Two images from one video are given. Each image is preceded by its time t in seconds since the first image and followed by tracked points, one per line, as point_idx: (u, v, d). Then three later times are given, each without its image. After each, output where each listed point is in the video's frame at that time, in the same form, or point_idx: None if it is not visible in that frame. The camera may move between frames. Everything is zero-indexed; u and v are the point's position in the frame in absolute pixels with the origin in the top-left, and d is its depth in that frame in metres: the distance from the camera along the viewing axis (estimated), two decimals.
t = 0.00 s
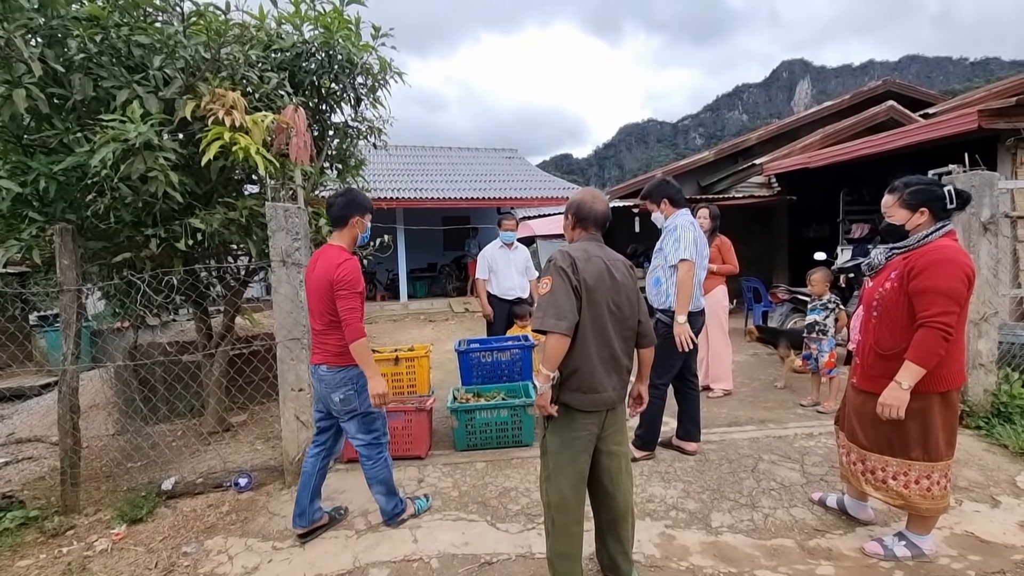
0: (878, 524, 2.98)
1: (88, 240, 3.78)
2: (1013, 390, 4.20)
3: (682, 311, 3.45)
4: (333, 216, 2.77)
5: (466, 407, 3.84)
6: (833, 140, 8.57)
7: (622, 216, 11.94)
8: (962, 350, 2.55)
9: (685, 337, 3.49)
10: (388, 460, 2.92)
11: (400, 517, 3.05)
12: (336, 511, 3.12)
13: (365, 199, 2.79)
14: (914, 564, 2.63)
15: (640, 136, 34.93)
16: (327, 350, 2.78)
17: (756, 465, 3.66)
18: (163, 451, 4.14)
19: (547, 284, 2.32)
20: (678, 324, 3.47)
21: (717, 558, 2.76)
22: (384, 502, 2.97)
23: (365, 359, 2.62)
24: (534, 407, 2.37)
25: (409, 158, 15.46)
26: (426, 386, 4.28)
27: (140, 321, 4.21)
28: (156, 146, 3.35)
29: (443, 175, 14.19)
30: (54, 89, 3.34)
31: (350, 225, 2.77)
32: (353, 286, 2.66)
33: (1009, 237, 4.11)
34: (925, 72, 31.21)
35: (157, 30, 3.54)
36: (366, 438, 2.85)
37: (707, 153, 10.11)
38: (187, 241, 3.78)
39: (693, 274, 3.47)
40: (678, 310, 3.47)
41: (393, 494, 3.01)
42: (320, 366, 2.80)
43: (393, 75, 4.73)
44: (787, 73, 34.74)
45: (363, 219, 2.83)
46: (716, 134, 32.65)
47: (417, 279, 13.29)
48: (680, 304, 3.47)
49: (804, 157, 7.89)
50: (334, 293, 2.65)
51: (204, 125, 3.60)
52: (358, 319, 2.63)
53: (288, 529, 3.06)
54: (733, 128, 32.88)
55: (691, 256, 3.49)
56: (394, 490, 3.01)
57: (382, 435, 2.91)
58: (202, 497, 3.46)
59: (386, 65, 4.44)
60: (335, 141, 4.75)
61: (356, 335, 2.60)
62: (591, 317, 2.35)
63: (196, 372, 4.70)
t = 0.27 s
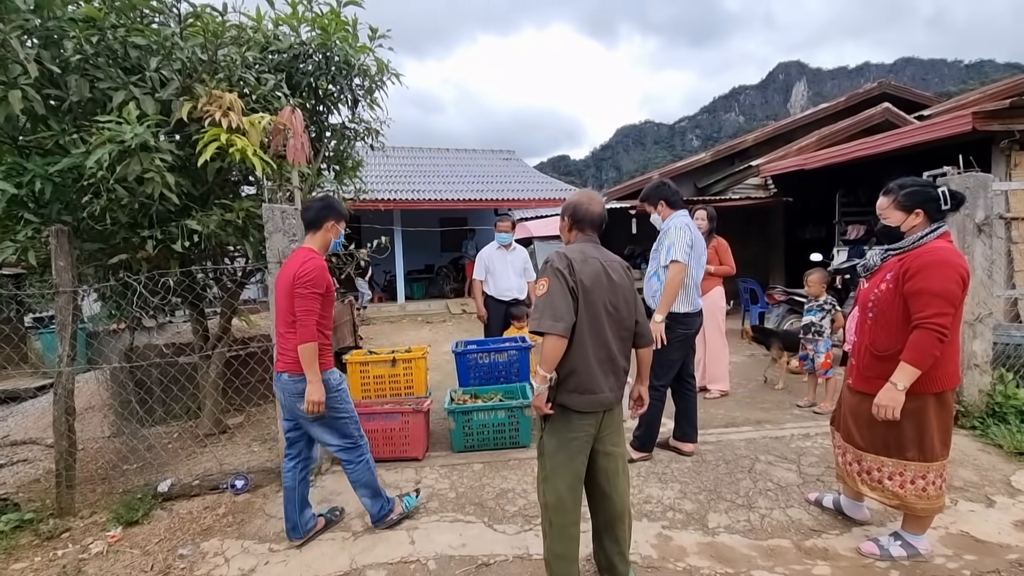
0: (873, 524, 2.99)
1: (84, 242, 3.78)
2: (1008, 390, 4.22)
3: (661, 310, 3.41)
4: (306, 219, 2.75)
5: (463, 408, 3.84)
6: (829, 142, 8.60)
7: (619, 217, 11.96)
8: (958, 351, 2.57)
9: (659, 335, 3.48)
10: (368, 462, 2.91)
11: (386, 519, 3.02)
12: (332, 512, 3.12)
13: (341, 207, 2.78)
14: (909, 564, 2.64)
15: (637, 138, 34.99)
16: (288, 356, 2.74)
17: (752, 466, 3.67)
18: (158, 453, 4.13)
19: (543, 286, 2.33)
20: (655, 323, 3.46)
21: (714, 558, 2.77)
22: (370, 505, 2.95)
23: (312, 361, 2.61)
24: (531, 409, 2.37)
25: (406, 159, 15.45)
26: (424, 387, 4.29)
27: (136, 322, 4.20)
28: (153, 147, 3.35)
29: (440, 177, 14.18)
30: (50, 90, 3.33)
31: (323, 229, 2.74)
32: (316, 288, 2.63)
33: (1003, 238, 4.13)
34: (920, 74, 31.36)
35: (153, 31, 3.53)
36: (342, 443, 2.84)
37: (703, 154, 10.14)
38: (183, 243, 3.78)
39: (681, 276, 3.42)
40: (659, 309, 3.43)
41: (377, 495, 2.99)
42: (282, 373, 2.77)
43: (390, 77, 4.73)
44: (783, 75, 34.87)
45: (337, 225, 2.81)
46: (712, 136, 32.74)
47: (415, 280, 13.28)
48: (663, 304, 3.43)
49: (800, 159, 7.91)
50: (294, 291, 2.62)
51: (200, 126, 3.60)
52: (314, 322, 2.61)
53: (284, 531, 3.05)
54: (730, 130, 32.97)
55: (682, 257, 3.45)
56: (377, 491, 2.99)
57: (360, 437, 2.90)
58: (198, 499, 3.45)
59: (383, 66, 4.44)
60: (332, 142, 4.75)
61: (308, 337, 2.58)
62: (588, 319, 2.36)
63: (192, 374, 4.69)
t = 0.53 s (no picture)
0: (866, 523, 3.01)
1: (76, 243, 3.76)
2: (999, 389, 4.25)
3: (646, 309, 3.45)
4: (285, 218, 2.69)
5: (458, 408, 3.85)
6: (822, 143, 8.65)
7: (614, 218, 11.99)
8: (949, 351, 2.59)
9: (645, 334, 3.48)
10: (321, 483, 2.73)
11: (315, 552, 2.71)
12: (325, 513, 3.11)
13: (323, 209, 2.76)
14: (901, 562, 2.66)
15: (631, 139, 35.07)
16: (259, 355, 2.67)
17: (746, 466, 3.69)
18: (152, 454, 4.11)
19: (538, 287, 2.33)
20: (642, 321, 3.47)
21: (708, 558, 2.78)
22: (300, 532, 2.68)
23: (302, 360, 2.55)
24: (525, 409, 2.37)
25: (400, 160, 15.43)
26: (419, 387, 4.28)
27: (129, 323, 4.18)
28: (146, 147, 3.34)
29: (435, 177, 14.17)
30: (42, 90, 3.31)
31: (302, 230, 2.69)
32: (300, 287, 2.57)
33: (993, 239, 4.17)
34: (912, 76, 31.57)
35: (147, 31, 3.52)
36: (303, 451, 2.71)
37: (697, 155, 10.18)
38: (176, 243, 3.77)
39: (669, 276, 3.43)
40: (643, 307, 3.47)
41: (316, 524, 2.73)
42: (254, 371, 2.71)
43: (385, 77, 4.72)
44: (777, 76, 35.06)
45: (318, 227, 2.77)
46: (707, 137, 32.85)
47: (410, 281, 13.26)
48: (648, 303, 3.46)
49: (794, 160, 7.95)
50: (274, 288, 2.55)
51: (194, 126, 3.59)
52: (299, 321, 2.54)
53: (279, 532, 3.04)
54: (724, 131, 33.09)
55: (672, 258, 3.46)
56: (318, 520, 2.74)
57: (321, 454, 2.76)
58: (192, 500, 3.44)
59: (379, 67, 4.43)
60: (327, 143, 4.73)
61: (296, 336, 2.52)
62: (582, 319, 2.36)
63: (185, 375, 4.67)
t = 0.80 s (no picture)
0: (864, 524, 3.02)
1: (73, 244, 3.75)
2: (995, 390, 4.26)
3: (650, 315, 3.46)
4: (267, 220, 2.62)
5: (456, 410, 3.84)
6: (819, 145, 8.67)
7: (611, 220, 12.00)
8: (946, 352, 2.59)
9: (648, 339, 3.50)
10: (259, 505, 2.54)
11: (231, 568, 2.56)
12: (322, 515, 3.10)
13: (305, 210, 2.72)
14: (898, 563, 2.66)
15: (629, 141, 35.12)
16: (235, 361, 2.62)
17: (744, 467, 3.69)
18: (149, 457, 4.09)
19: (536, 288, 2.33)
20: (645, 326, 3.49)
21: (705, 559, 2.78)
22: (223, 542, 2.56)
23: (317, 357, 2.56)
24: (523, 411, 2.37)
25: (398, 161, 15.42)
26: (417, 389, 4.28)
27: (126, 325, 4.17)
28: (143, 148, 3.33)
29: (433, 179, 14.17)
30: (39, 91, 3.30)
31: (285, 232, 2.64)
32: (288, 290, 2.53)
33: (990, 240, 4.18)
34: (909, 78, 31.68)
35: (144, 32, 3.51)
36: (250, 465, 2.55)
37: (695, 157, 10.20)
38: (173, 245, 3.76)
39: (668, 280, 3.44)
40: (648, 313, 3.48)
41: (241, 544, 2.56)
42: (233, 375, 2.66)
43: (382, 79, 4.72)
44: (774, 78, 35.15)
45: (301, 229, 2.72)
46: (704, 138, 32.89)
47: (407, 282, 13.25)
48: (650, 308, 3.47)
49: (791, 162, 7.96)
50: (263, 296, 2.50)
51: (191, 128, 3.58)
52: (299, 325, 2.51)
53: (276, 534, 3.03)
54: (722, 133, 33.14)
55: (669, 261, 3.47)
56: (246, 541, 2.57)
57: (270, 476, 2.58)
58: (189, 503, 3.42)
59: (376, 68, 4.43)
60: (325, 144, 4.73)
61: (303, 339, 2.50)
62: (580, 320, 2.36)
63: (183, 376, 4.66)
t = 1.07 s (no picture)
0: (865, 525, 3.01)
1: (73, 245, 3.75)
2: (996, 391, 4.26)
3: (658, 317, 3.46)
4: (244, 223, 2.54)
5: (456, 411, 3.84)
6: (819, 146, 8.68)
7: (612, 221, 12.01)
8: (946, 353, 2.59)
9: (660, 343, 3.50)
10: (232, 516, 2.51)
11: None
12: (323, 517, 3.10)
13: (285, 213, 2.61)
14: (899, 565, 2.66)
15: (629, 142, 35.15)
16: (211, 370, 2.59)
17: (745, 468, 3.69)
18: (149, 458, 4.09)
19: (536, 289, 2.33)
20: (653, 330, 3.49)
21: (706, 561, 2.77)
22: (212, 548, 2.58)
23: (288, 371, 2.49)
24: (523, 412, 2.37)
25: (398, 162, 15.43)
26: (417, 390, 4.28)
27: (126, 326, 4.17)
28: (144, 150, 3.33)
29: (433, 180, 14.17)
30: (40, 92, 3.30)
31: (261, 237, 2.55)
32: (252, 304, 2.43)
33: (990, 241, 4.18)
34: (909, 79, 31.68)
35: (145, 33, 3.50)
36: (221, 476, 2.51)
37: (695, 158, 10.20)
38: (174, 246, 3.76)
39: (675, 281, 3.46)
40: (658, 316, 3.47)
41: (230, 554, 2.55)
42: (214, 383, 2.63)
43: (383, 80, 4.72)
44: (775, 80, 35.20)
45: (280, 232, 2.61)
46: (705, 140, 32.92)
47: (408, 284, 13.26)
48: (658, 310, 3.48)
49: (791, 163, 7.97)
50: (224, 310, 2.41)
51: (192, 129, 3.58)
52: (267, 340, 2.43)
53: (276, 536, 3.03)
54: (722, 134, 33.17)
55: (674, 262, 3.49)
56: (233, 550, 2.55)
57: (242, 487, 2.53)
58: (189, 504, 3.42)
59: (377, 69, 4.43)
60: (325, 146, 4.73)
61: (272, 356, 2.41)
62: (581, 321, 2.36)
63: (183, 378, 4.65)
